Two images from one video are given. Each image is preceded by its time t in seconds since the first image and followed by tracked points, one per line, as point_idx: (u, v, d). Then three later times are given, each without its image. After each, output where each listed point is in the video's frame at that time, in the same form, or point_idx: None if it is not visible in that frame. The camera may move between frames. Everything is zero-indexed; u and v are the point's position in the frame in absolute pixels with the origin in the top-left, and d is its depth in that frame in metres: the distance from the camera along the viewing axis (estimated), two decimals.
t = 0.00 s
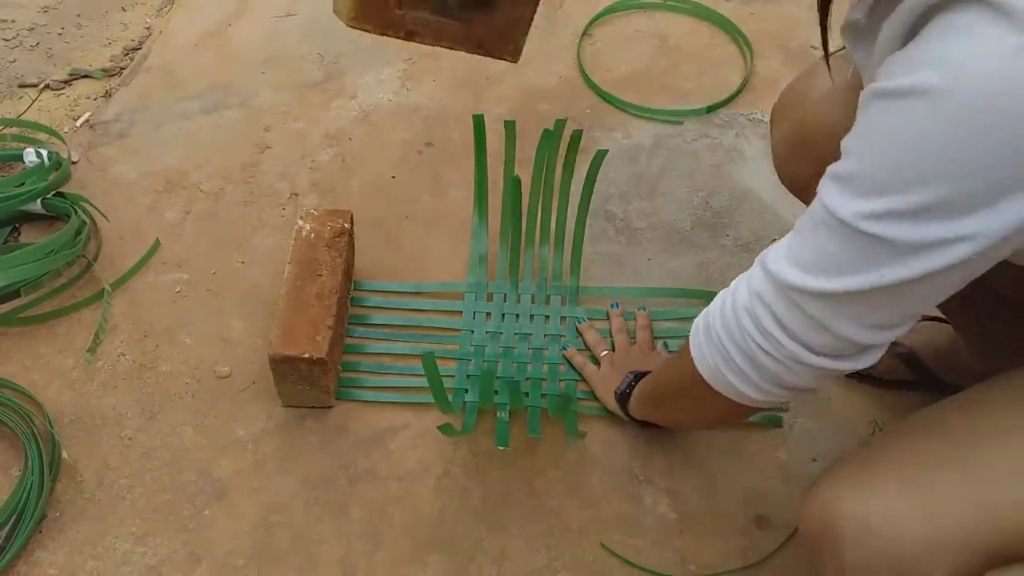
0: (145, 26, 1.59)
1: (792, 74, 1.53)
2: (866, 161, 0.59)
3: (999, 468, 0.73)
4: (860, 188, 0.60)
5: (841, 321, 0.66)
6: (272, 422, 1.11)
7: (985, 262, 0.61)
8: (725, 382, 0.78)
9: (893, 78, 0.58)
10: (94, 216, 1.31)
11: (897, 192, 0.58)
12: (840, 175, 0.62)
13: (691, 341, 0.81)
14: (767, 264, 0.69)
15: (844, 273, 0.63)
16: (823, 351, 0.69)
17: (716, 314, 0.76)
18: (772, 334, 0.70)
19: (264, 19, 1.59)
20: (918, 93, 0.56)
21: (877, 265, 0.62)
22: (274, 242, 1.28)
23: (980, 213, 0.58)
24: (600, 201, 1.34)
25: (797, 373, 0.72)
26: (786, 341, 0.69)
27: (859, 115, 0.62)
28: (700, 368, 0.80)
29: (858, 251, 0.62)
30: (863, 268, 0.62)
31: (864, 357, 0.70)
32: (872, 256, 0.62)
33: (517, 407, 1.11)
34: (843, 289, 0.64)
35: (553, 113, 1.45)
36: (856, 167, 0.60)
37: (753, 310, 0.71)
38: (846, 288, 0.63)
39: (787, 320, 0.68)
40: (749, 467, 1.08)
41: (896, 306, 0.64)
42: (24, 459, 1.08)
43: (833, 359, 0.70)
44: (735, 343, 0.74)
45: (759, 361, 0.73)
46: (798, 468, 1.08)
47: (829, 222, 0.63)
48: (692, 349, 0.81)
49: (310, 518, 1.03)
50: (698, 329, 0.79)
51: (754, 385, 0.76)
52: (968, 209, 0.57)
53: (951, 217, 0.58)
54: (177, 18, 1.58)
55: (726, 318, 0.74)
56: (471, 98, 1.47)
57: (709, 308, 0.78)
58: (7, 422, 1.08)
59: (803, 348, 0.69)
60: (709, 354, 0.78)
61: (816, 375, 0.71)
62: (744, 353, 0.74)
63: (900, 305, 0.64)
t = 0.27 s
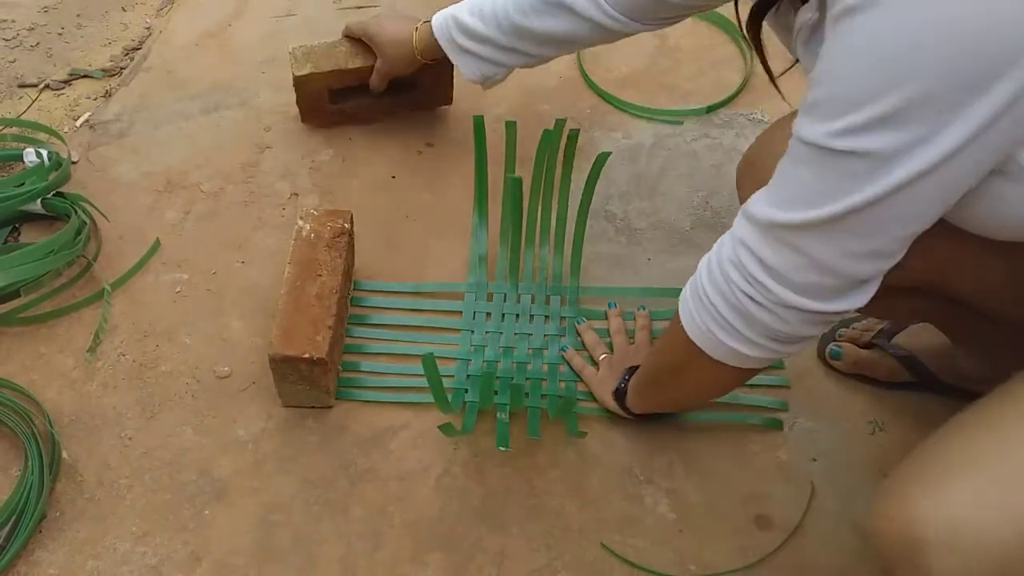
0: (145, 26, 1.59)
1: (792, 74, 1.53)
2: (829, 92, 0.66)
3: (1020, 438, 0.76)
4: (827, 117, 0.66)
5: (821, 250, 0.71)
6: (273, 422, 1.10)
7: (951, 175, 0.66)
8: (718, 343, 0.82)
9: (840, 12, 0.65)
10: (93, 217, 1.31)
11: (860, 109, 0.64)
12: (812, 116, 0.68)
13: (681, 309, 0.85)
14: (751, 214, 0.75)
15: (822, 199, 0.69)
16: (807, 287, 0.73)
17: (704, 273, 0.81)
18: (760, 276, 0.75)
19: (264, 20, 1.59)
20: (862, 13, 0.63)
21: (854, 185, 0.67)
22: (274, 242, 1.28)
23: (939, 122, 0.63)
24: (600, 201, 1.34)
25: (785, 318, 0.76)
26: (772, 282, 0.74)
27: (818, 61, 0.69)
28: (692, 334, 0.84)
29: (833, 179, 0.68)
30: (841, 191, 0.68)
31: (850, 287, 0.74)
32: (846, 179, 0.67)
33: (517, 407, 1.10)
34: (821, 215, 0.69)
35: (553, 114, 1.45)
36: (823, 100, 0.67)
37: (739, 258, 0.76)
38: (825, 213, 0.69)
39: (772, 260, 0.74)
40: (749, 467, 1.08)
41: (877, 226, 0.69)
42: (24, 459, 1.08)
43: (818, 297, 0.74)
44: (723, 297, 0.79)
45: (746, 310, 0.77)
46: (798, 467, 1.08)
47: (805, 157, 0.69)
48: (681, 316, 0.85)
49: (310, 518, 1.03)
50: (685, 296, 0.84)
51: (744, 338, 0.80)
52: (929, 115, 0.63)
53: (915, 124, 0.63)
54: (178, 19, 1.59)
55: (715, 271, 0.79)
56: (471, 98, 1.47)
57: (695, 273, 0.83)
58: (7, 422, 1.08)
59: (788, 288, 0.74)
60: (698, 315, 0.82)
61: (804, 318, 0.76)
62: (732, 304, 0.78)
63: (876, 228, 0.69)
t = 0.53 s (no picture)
0: (143, 25, 1.58)
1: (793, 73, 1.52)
2: (794, 78, 0.66)
3: None
4: (795, 104, 0.67)
5: (802, 235, 0.71)
6: (271, 422, 1.10)
7: (926, 145, 0.66)
8: (709, 344, 0.82)
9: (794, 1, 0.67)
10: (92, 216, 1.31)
11: (825, 90, 0.65)
12: (780, 106, 0.69)
13: (669, 316, 0.85)
14: (729, 210, 0.76)
15: (798, 186, 0.69)
16: (792, 277, 0.73)
17: (690, 275, 0.81)
18: (743, 271, 0.75)
19: (262, 18, 1.58)
20: None
21: (829, 170, 0.67)
22: (273, 242, 1.28)
23: (907, 93, 0.63)
24: (600, 201, 1.33)
25: (772, 310, 0.75)
26: (755, 273, 0.74)
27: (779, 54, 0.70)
28: (682, 339, 0.84)
29: (808, 164, 0.68)
30: (816, 176, 0.68)
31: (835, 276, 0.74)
32: (822, 163, 0.67)
33: (517, 407, 1.10)
34: (797, 201, 0.69)
35: (553, 113, 1.45)
36: (789, 88, 0.67)
37: (721, 254, 0.76)
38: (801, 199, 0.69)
39: (753, 251, 0.74)
40: (750, 467, 1.07)
41: (855, 209, 0.69)
42: (21, 460, 1.07)
43: (802, 285, 0.74)
44: (709, 295, 0.79)
45: (732, 306, 0.77)
46: (799, 468, 1.07)
47: (779, 147, 0.70)
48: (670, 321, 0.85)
49: (309, 518, 1.02)
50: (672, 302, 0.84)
51: (733, 335, 0.79)
52: (894, 90, 0.63)
53: (881, 100, 0.64)
54: (176, 18, 1.58)
55: (699, 271, 0.79)
56: (470, 97, 1.46)
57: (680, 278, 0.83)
58: (5, 422, 1.08)
59: (771, 278, 0.74)
60: (686, 318, 0.82)
61: (790, 307, 0.75)
62: (718, 301, 0.78)
63: (855, 208, 0.69)
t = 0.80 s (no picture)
0: (145, 26, 1.59)
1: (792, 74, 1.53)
2: (812, 94, 0.67)
3: None
4: (814, 119, 0.67)
5: (820, 249, 0.70)
6: (273, 422, 1.10)
7: (944, 157, 0.66)
8: (723, 358, 0.82)
9: (809, 15, 0.67)
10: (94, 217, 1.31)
11: (846, 104, 0.65)
12: (797, 121, 0.69)
13: (680, 329, 0.85)
14: (743, 225, 0.76)
15: (817, 200, 0.69)
16: (809, 291, 0.73)
17: (703, 290, 0.81)
18: (759, 286, 0.75)
19: (264, 19, 1.59)
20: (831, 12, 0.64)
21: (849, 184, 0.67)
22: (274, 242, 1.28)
23: (926, 109, 0.64)
24: (600, 201, 1.34)
25: (788, 324, 0.75)
26: (772, 288, 0.74)
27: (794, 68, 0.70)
28: (695, 353, 0.84)
29: (827, 179, 0.68)
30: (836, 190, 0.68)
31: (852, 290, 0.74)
32: (841, 178, 0.67)
33: (518, 406, 1.10)
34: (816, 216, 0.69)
35: (554, 113, 1.45)
36: (806, 104, 0.67)
37: (735, 268, 0.76)
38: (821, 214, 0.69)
39: (769, 266, 0.74)
40: (749, 467, 1.08)
41: (875, 223, 0.69)
42: (24, 459, 1.08)
43: (819, 300, 0.74)
44: (724, 310, 0.78)
45: (748, 320, 0.77)
46: (798, 467, 1.08)
47: (796, 162, 0.70)
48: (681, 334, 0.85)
49: (310, 517, 1.03)
50: (684, 316, 0.84)
51: (748, 349, 0.79)
52: (914, 105, 0.63)
53: (901, 115, 0.64)
54: (178, 19, 1.59)
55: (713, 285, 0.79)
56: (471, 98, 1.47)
57: (692, 292, 0.83)
58: (7, 421, 1.08)
59: (787, 292, 0.74)
60: (699, 333, 0.82)
61: (807, 321, 0.75)
62: (733, 315, 0.78)
63: (874, 223, 0.69)
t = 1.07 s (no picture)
0: (145, 26, 1.59)
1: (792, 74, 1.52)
2: (827, 105, 0.66)
3: None
4: (829, 131, 0.66)
5: (830, 259, 0.70)
6: (273, 422, 1.10)
7: (958, 172, 0.66)
8: (728, 361, 0.81)
9: (826, 23, 0.66)
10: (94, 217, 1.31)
11: (864, 120, 0.64)
12: (809, 129, 0.68)
13: (685, 331, 0.85)
14: (753, 232, 0.75)
15: (830, 213, 0.68)
16: (819, 300, 0.73)
17: (709, 293, 0.80)
18: (768, 295, 0.74)
19: (264, 19, 1.59)
20: (851, 24, 0.63)
21: (863, 198, 0.67)
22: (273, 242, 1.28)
23: (941, 123, 0.63)
24: (599, 201, 1.34)
25: (797, 331, 0.75)
26: (781, 296, 0.74)
27: (808, 75, 0.69)
28: (700, 355, 0.83)
29: (839, 189, 0.67)
30: (850, 204, 0.67)
31: (861, 299, 0.74)
32: (853, 189, 0.67)
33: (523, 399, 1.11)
34: (830, 229, 0.69)
35: (554, 113, 1.45)
36: (820, 113, 0.66)
37: (743, 275, 0.76)
38: (834, 227, 0.68)
39: (778, 274, 0.73)
40: (749, 467, 1.08)
41: (887, 237, 0.69)
42: (24, 459, 1.08)
43: (828, 307, 0.73)
44: (731, 315, 0.78)
45: (756, 326, 0.76)
46: (798, 467, 1.08)
47: (808, 171, 0.69)
48: (686, 336, 0.84)
49: (310, 517, 1.03)
50: (689, 318, 0.83)
51: (754, 355, 0.79)
52: (932, 121, 0.63)
53: (919, 131, 0.63)
54: (178, 19, 1.59)
55: (721, 290, 0.79)
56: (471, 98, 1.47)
57: (699, 294, 0.82)
58: (6, 421, 1.08)
59: (797, 301, 0.73)
60: (705, 336, 0.81)
61: (815, 329, 0.75)
62: (741, 321, 0.77)
63: (886, 235, 0.68)
